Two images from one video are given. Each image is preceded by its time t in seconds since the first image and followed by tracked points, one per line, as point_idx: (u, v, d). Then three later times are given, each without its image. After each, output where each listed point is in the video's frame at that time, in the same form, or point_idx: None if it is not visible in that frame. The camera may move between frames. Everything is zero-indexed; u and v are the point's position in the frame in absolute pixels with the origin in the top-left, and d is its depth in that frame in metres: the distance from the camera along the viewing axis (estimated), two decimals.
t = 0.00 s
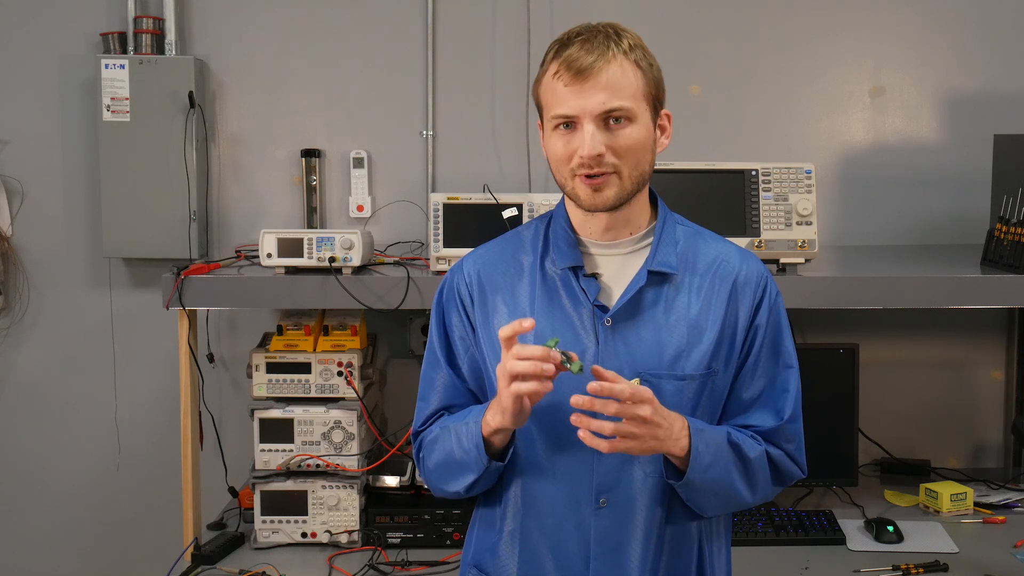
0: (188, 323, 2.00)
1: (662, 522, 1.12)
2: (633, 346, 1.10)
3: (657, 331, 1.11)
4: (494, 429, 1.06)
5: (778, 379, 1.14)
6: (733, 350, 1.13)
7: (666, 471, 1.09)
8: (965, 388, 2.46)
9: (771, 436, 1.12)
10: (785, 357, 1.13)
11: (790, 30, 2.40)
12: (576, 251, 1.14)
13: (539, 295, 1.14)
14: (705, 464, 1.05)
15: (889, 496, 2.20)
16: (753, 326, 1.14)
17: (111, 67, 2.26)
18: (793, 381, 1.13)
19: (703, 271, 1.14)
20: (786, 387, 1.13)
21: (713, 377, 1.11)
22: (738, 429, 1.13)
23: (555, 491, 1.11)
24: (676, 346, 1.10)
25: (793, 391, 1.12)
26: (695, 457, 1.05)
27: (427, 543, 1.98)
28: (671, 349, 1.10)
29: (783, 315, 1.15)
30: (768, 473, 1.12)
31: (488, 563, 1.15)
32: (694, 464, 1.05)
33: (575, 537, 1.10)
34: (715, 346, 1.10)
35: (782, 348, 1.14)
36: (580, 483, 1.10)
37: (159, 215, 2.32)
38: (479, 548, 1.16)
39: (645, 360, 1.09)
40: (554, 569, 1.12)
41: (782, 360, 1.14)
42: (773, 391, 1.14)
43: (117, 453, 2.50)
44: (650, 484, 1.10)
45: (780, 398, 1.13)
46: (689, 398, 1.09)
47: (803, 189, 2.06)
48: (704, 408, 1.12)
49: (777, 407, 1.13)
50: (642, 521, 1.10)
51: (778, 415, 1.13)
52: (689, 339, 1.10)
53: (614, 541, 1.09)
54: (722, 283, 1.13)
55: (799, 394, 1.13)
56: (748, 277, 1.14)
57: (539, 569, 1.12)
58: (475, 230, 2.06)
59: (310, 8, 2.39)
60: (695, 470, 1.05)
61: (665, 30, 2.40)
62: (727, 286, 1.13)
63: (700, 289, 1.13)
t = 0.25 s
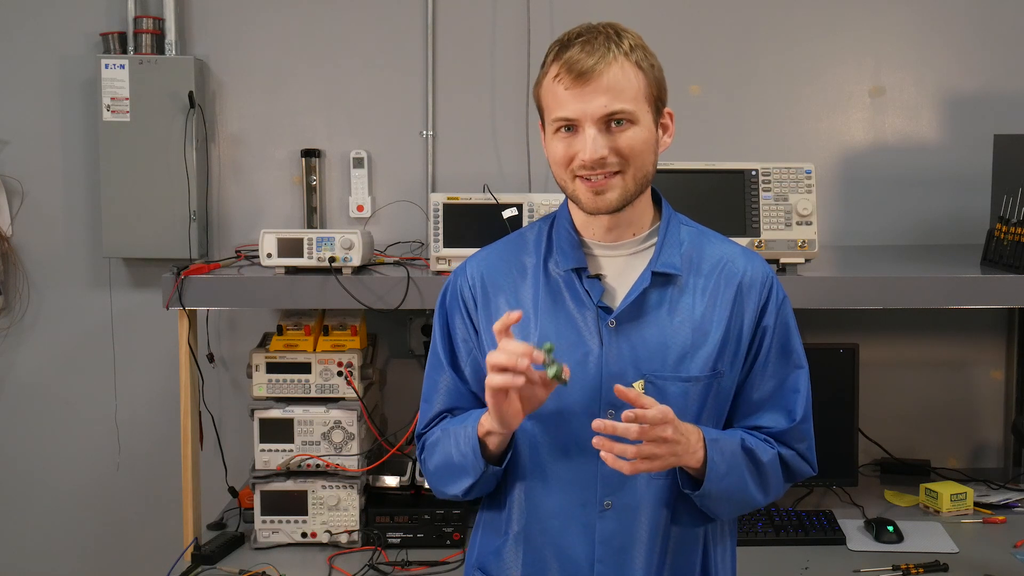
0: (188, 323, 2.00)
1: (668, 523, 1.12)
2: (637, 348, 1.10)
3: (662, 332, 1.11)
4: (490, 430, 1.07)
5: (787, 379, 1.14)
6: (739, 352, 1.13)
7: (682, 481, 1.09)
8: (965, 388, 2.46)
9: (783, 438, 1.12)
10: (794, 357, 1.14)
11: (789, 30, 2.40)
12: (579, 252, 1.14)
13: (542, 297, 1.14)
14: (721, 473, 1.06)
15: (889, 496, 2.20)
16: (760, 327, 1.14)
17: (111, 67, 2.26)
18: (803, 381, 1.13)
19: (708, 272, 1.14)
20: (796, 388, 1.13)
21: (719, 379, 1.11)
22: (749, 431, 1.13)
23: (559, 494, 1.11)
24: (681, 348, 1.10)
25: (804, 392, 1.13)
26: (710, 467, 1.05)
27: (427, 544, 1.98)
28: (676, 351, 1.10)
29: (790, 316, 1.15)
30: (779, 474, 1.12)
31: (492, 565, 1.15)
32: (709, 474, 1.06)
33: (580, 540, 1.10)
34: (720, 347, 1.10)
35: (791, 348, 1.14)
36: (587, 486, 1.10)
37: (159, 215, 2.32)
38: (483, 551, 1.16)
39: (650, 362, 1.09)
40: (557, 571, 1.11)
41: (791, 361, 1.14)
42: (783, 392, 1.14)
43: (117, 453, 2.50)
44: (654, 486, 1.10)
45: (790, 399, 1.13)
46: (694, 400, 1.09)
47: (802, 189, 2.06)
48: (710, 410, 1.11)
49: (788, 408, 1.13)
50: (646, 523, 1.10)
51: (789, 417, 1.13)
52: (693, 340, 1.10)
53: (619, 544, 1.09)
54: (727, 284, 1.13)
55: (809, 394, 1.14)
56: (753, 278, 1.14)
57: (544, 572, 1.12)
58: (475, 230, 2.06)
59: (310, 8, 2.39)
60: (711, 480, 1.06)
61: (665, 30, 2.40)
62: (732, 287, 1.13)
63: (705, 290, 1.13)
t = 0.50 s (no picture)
0: (188, 323, 2.00)
1: (672, 524, 1.12)
2: (642, 349, 1.10)
3: (666, 333, 1.11)
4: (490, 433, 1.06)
5: (791, 380, 1.14)
6: (743, 353, 1.13)
7: (685, 481, 1.09)
8: (965, 388, 2.46)
9: (786, 439, 1.12)
10: (797, 358, 1.14)
11: (789, 30, 2.40)
12: (582, 253, 1.14)
13: (546, 299, 1.14)
14: (724, 473, 1.06)
15: (889, 496, 2.20)
16: (764, 328, 1.14)
17: (111, 67, 2.26)
18: (806, 381, 1.13)
19: (712, 273, 1.14)
20: (799, 389, 1.13)
21: (723, 380, 1.11)
22: (752, 432, 1.13)
23: (563, 495, 1.11)
24: (685, 349, 1.10)
25: (807, 393, 1.13)
26: (714, 466, 1.05)
27: (427, 544, 1.98)
28: (680, 352, 1.10)
29: (794, 316, 1.15)
30: (783, 474, 1.12)
31: (495, 567, 1.15)
32: (712, 473, 1.05)
33: (584, 541, 1.10)
34: (724, 348, 1.11)
35: (795, 349, 1.14)
36: (590, 487, 1.10)
37: (158, 215, 2.32)
38: (486, 553, 1.16)
39: (654, 363, 1.09)
40: (561, 571, 1.11)
41: (795, 362, 1.14)
42: (787, 393, 1.14)
43: (117, 453, 2.50)
44: (658, 488, 1.10)
45: (794, 400, 1.14)
46: (698, 401, 1.09)
47: (802, 189, 2.06)
48: (714, 411, 1.11)
49: (792, 409, 1.13)
50: (650, 525, 1.10)
51: (793, 417, 1.13)
52: (697, 341, 1.10)
53: (623, 545, 1.09)
54: (731, 285, 1.13)
55: (812, 394, 1.14)
56: (756, 279, 1.14)
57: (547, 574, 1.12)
58: (475, 230, 2.06)
59: (310, 8, 2.39)
60: (714, 479, 1.06)
61: (665, 30, 2.40)
62: (736, 288, 1.13)
63: (709, 290, 1.13)
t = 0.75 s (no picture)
0: (188, 323, 2.00)
1: (675, 525, 1.12)
2: (645, 350, 1.10)
3: (669, 333, 1.11)
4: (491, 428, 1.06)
5: (794, 381, 1.14)
6: (746, 353, 1.13)
7: (691, 483, 1.09)
8: (965, 388, 2.46)
9: (789, 439, 1.13)
10: (800, 358, 1.14)
11: (789, 30, 2.40)
12: (584, 253, 1.14)
13: (548, 298, 1.14)
14: (729, 475, 1.06)
15: (889, 496, 2.20)
16: (767, 328, 1.14)
17: (111, 67, 2.26)
18: (809, 382, 1.14)
19: (715, 272, 1.14)
20: (802, 389, 1.14)
21: (726, 380, 1.11)
22: (756, 432, 1.14)
23: (565, 496, 1.11)
24: (688, 349, 1.10)
25: (810, 393, 1.13)
26: (720, 467, 1.05)
27: (427, 544, 1.98)
28: (683, 352, 1.10)
29: (796, 317, 1.16)
30: (787, 475, 1.12)
31: (496, 568, 1.15)
32: (718, 474, 1.05)
33: (587, 542, 1.10)
34: (727, 348, 1.11)
35: (797, 349, 1.14)
36: (593, 488, 1.10)
37: (158, 215, 2.32)
38: (487, 553, 1.16)
39: (657, 364, 1.10)
40: (563, 571, 1.12)
41: (797, 362, 1.14)
42: (789, 394, 1.14)
43: (117, 453, 2.50)
44: (661, 489, 1.10)
45: (797, 400, 1.14)
46: (701, 401, 1.09)
47: (802, 189, 2.06)
48: (717, 411, 1.11)
49: (795, 409, 1.14)
50: (654, 525, 1.10)
51: (796, 418, 1.13)
52: (700, 341, 1.10)
53: (626, 545, 1.09)
54: (734, 286, 1.13)
55: (815, 395, 1.14)
56: (759, 279, 1.14)
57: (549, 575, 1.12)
58: (475, 230, 2.06)
59: (310, 8, 2.39)
60: (720, 480, 1.06)
61: (665, 30, 2.40)
62: (739, 288, 1.13)
63: (712, 290, 1.13)
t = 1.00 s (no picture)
0: (188, 323, 2.00)
1: (676, 525, 1.12)
2: (646, 351, 1.10)
3: (671, 334, 1.11)
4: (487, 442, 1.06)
5: (794, 382, 1.14)
6: (747, 354, 1.13)
7: (692, 482, 1.09)
8: (965, 388, 2.46)
9: (789, 439, 1.13)
10: (800, 360, 1.14)
11: (789, 30, 2.40)
12: (586, 253, 1.14)
13: (549, 298, 1.14)
14: (730, 475, 1.06)
15: (889, 496, 2.20)
16: (769, 329, 1.14)
17: (111, 67, 2.26)
18: (809, 383, 1.14)
19: (716, 273, 1.14)
20: (802, 390, 1.14)
21: (727, 380, 1.11)
22: (756, 433, 1.14)
23: (566, 496, 1.11)
24: (690, 350, 1.10)
25: (810, 394, 1.13)
26: (720, 467, 1.05)
27: (427, 544, 1.98)
28: (684, 353, 1.10)
29: (797, 318, 1.16)
30: (787, 475, 1.12)
31: (496, 568, 1.15)
32: (719, 474, 1.05)
33: (587, 543, 1.10)
34: (728, 349, 1.11)
35: (798, 350, 1.14)
36: (593, 488, 1.10)
37: (158, 215, 2.32)
38: (486, 554, 1.16)
39: (659, 364, 1.10)
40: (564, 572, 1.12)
41: (797, 364, 1.14)
42: (790, 395, 1.14)
43: (118, 453, 2.50)
44: (662, 489, 1.10)
45: (797, 401, 1.14)
46: (703, 402, 1.09)
47: (802, 189, 2.06)
48: (718, 411, 1.11)
49: (795, 410, 1.14)
50: (655, 526, 1.10)
51: (797, 419, 1.13)
52: (702, 342, 1.10)
53: (626, 546, 1.10)
54: (736, 287, 1.13)
55: (815, 396, 1.15)
56: (761, 280, 1.14)
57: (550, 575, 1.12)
58: (475, 230, 2.06)
59: (310, 8, 2.39)
60: (720, 480, 1.06)
61: (665, 30, 2.40)
62: (741, 289, 1.13)
63: (714, 291, 1.13)
